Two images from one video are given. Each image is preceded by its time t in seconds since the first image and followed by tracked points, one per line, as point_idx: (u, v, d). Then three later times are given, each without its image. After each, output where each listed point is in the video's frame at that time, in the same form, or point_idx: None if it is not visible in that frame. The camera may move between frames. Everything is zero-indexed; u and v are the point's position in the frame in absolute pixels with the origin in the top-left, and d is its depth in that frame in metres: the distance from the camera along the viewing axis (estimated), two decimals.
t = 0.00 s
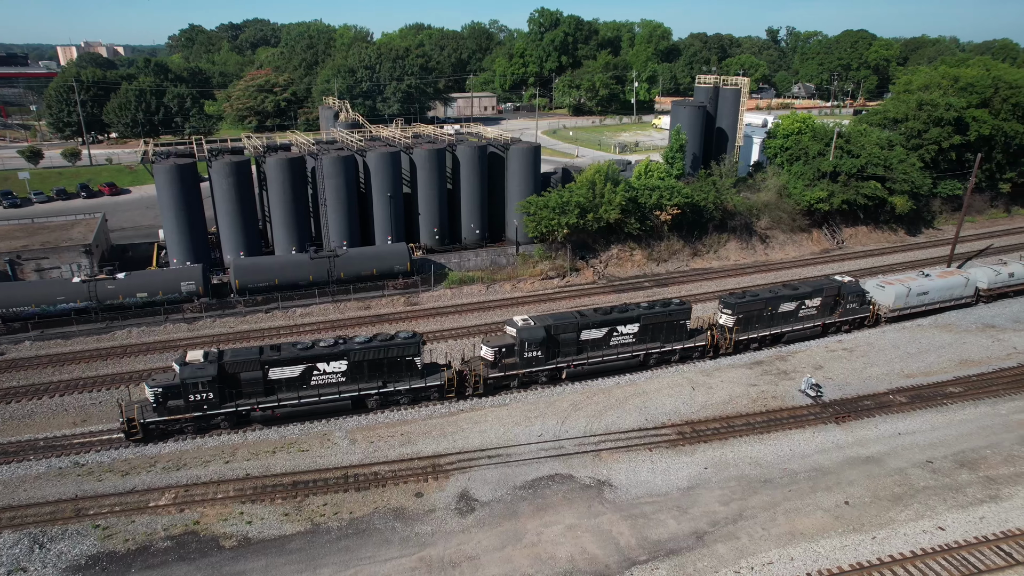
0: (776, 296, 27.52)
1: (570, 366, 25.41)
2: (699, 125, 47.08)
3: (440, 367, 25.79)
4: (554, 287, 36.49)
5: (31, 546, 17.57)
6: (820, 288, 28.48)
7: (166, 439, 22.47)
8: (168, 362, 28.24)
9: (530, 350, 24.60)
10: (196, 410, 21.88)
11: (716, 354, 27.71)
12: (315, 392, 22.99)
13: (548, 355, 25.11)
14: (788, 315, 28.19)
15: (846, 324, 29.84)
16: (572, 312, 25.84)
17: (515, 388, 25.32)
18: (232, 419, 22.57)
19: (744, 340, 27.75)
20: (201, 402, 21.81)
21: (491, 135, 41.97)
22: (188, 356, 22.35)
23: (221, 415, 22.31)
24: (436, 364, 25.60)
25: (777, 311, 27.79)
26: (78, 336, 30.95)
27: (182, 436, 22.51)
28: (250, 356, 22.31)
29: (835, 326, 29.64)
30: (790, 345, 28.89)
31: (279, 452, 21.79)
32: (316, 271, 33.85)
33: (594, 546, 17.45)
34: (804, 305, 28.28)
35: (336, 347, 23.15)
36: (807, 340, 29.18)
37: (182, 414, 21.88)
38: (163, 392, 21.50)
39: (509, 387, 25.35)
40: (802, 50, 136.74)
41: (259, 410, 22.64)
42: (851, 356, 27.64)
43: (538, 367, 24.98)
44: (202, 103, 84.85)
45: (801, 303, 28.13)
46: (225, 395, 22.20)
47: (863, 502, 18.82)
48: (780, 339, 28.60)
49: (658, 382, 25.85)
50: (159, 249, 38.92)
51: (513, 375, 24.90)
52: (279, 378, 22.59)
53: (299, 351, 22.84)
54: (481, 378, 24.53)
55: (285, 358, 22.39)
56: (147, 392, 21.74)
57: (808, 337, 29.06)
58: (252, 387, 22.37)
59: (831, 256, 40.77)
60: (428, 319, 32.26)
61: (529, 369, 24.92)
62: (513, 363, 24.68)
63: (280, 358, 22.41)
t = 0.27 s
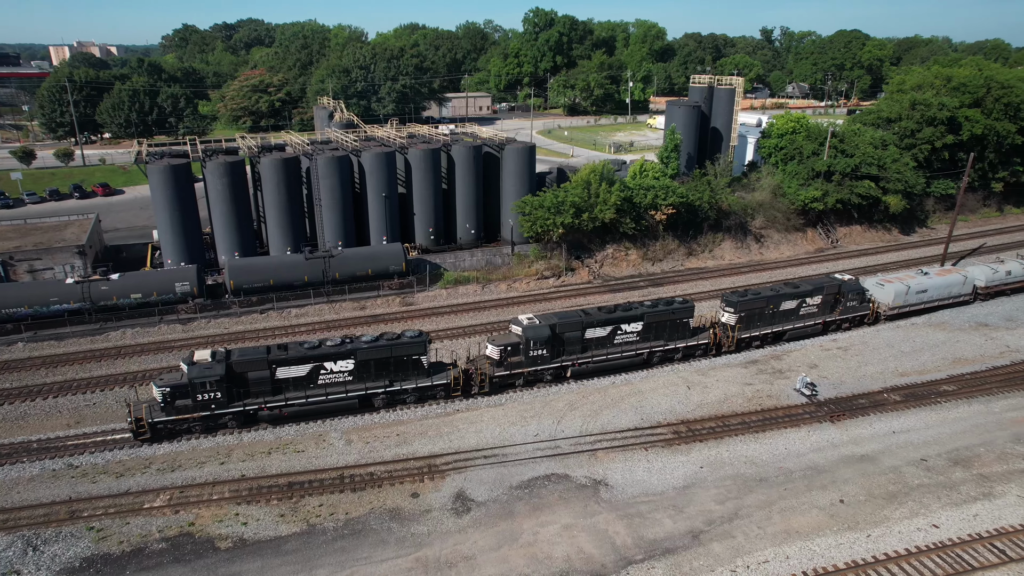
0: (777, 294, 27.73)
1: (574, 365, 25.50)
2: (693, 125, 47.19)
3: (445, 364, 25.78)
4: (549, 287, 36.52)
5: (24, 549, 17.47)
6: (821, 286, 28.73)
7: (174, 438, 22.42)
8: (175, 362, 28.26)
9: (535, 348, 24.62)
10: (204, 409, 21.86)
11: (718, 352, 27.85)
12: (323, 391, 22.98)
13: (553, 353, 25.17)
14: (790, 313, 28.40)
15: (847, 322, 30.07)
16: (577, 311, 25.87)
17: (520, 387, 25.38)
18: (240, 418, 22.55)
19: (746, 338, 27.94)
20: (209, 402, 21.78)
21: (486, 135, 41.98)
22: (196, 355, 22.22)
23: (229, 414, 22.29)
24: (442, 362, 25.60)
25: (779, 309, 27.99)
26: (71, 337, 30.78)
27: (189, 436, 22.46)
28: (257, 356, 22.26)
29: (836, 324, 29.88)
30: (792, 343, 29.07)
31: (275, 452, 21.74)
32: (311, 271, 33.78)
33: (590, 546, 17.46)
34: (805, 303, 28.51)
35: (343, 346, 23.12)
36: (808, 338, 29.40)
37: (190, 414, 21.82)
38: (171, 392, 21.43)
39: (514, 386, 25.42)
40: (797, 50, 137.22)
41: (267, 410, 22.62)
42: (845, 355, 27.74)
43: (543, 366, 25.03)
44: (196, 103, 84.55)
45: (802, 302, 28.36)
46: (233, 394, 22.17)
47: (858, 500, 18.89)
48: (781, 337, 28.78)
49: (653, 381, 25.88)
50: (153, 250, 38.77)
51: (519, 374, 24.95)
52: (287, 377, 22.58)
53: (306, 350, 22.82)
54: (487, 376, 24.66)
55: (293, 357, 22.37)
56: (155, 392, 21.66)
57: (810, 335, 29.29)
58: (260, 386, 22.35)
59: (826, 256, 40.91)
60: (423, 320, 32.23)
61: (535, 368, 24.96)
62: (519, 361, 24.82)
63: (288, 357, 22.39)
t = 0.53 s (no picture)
0: (779, 292, 27.99)
1: (579, 363, 25.64)
2: (689, 124, 47.26)
3: (451, 363, 25.91)
4: (545, 286, 36.53)
5: (19, 551, 17.38)
6: (822, 284, 28.95)
7: (183, 438, 22.46)
8: (183, 361, 28.27)
9: (541, 347, 24.78)
10: (212, 408, 21.92)
11: (722, 350, 28.11)
12: (331, 390, 23.08)
13: (558, 352, 25.34)
14: (791, 311, 28.63)
15: (848, 320, 30.25)
16: (583, 309, 25.99)
17: (526, 385, 25.48)
18: (249, 417, 22.61)
19: (749, 336, 28.14)
20: (217, 401, 21.84)
21: (482, 135, 41.98)
22: (204, 355, 22.27)
23: (238, 414, 22.35)
24: (448, 361, 25.71)
25: (781, 307, 28.24)
26: (66, 338, 30.67)
27: (198, 435, 22.51)
28: (265, 355, 22.34)
29: (837, 322, 30.07)
30: (795, 340, 29.25)
31: (270, 453, 21.68)
32: (307, 272, 33.68)
33: (586, 546, 17.47)
34: (806, 301, 28.74)
35: (350, 345, 23.18)
36: (810, 336, 29.60)
37: (198, 413, 21.90)
38: (179, 391, 21.47)
39: (521, 384, 25.52)
40: (792, 50, 137.59)
41: (275, 409, 22.69)
42: (841, 354, 27.83)
43: (549, 364, 25.18)
44: (191, 103, 84.29)
45: (804, 300, 28.62)
46: (242, 394, 22.21)
47: (853, 499, 18.94)
48: (783, 335, 28.99)
49: (649, 381, 25.91)
50: (148, 250, 38.63)
51: (525, 372, 25.07)
52: (295, 376, 22.67)
53: (314, 349, 22.89)
54: (493, 375, 24.74)
55: (301, 356, 22.47)
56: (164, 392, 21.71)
57: (812, 333, 29.48)
58: (268, 385, 22.41)
59: (821, 255, 41.04)
60: (420, 320, 32.19)
61: (541, 366, 25.10)
62: (525, 360, 24.91)
63: (296, 356, 22.48)
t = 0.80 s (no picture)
0: (781, 291, 28.22)
1: (585, 361, 25.76)
2: (685, 124, 47.34)
3: (458, 362, 26.06)
4: (542, 286, 36.54)
5: (13, 553, 17.30)
6: (824, 283, 29.21)
7: (191, 437, 22.46)
8: (193, 361, 28.27)
9: (547, 345, 24.94)
10: (221, 408, 22.06)
11: (725, 348, 28.27)
12: (338, 389, 23.22)
13: (564, 351, 25.51)
14: (793, 310, 28.83)
15: (849, 318, 30.48)
16: (587, 309, 26.20)
17: (532, 384, 25.61)
18: (257, 416, 22.71)
19: (752, 335, 28.32)
20: (226, 400, 21.98)
21: (478, 135, 41.95)
22: (213, 355, 22.59)
23: (246, 413, 22.47)
24: (455, 360, 25.86)
25: (783, 305, 28.45)
26: (60, 339, 30.54)
27: (207, 435, 22.54)
28: (274, 355, 22.56)
29: (838, 320, 30.28)
30: (796, 339, 29.45)
31: (267, 454, 21.65)
32: (303, 272, 33.59)
33: (583, 545, 17.48)
34: (808, 300, 29.00)
35: (358, 344, 23.35)
36: (811, 335, 29.78)
37: (207, 412, 22.04)
38: (188, 390, 21.66)
39: (526, 383, 25.63)
40: (787, 50, 137.96)
41: (283, 408, 22.80)
42: (836, 354, 27.91)
43: (555, 362, 25.34)
44: (186, 103, 84.02)
45: (806, 298, 28.83)
46: (250, 393, 22.37)
47: (849, 497, 18.99)
48: (785, 334, 29.18)
49: (645, 380, 25.93)
50: (143, 251, 38.49)
51: (531, 371, 25.19)
52: (303, 375, 22.86)
53: (322, 348, 23.08)
54: (500, 373, 24.87)
55: (308, 355, 22.66)
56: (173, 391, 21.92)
57: (813, 331, 29.68)
58: (276, 384, 22.56)
59: (817, 255, 41.15)
60: (416, 320, 32.14)
61: (546, 365, 25.25)
62: (531, 359, 25.02)
63: (304, 355, 22.66)
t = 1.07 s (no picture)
0: (784, 289, 28.27)
1: (590, 360, 25.85)
2: (681, 124, 47.36)
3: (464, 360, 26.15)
4: (538, 286, 36.53)
5: (8, 556, 17.22)
6: (826, 281, 29.35)
7: (200, 436, 22.53)
8: (202, 359, 28.45)
9: (553, 344, 25.02)
10: (230, 407, 22.03)
11: (728, 346, 28.41)
12: (346, 388, 23.26)
13: (569, 349, 25.58)
14: (796, 308, 28.94)
15: (850, 316, 30.64)
16: (592, 307, 26.23)
17: (537, 382, 25.73)
18: (265, 415, 22.73)
19: (754, 332, 28.44)
20: (235, 399, 21.95)
21: (474, 135, 41.96)
22: (221, 353, 22.41)
23: (255, 412, 22.45)
24: (461, 358, 25.92)
25: (785, 304, 28.53)
26: (55, 341, 30.42)
27: (216, 434, 22.62)
28: (282, 353, 22.54)
29: (840, 318, 30.44)
30: (797, 337, 29.60)
31: (263, 454, 21.62)
32: (299, 273, 33.56)
33: (580, 545, 17.49)
34: (810, 298, 29.09)
35: (366, 343, 23.32)
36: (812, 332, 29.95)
37: (216, 411, 21.99)
38: (197, 390, 21.57)
39: (532, 381, 25.72)
40: (782, 50, 138.25)
41: (291, 407, 22.84)
42: (832, 353, 27.97)
43: (560, 361, 25.43)
44: (180, 103, 83.74)
45: (808, 296, 28.94)
46: (259, 392, 22.28)
47: (846, 496, 19.04)
48: (788, 332, 29.32)
49: (642, 380, 25.96)
50: (139, 252, 38.35)
51: (537, 369, 25.27)
52: (311, 374, 22.85)
53: (329, 347, 23.05)
54: (506, 372, 24.93)
55: (317, 354, 22.62)
56: (181, 391, 21.80)
57: (815, 329, 29.84)
58: (285, 383, 22.51)
59: (813, 254, 41.27)
60: (412, 320, 32.11)
61: (552, 363, 25.34)
62: (537, 357, 25.09)
63: (312, 354, 22.62)
